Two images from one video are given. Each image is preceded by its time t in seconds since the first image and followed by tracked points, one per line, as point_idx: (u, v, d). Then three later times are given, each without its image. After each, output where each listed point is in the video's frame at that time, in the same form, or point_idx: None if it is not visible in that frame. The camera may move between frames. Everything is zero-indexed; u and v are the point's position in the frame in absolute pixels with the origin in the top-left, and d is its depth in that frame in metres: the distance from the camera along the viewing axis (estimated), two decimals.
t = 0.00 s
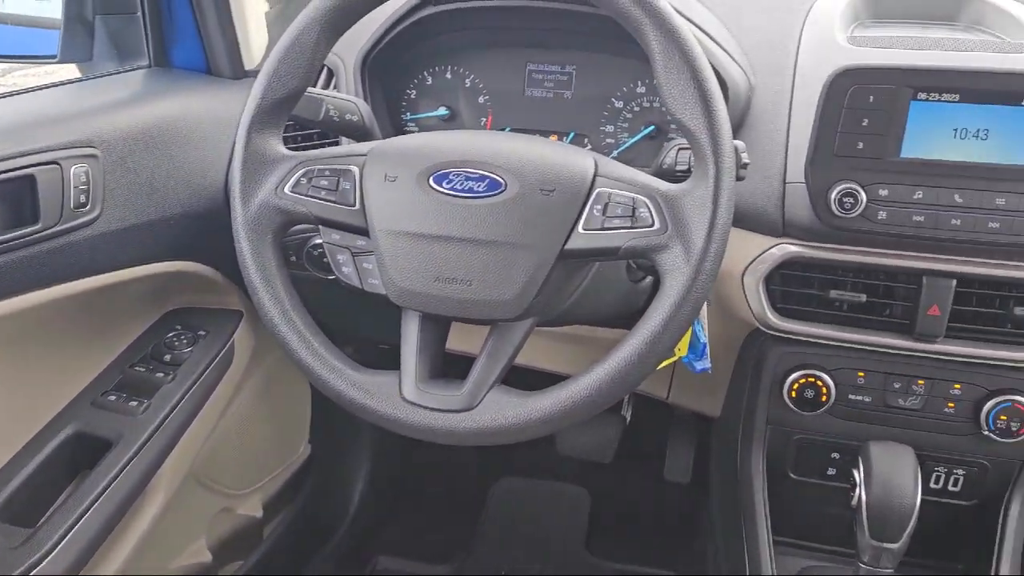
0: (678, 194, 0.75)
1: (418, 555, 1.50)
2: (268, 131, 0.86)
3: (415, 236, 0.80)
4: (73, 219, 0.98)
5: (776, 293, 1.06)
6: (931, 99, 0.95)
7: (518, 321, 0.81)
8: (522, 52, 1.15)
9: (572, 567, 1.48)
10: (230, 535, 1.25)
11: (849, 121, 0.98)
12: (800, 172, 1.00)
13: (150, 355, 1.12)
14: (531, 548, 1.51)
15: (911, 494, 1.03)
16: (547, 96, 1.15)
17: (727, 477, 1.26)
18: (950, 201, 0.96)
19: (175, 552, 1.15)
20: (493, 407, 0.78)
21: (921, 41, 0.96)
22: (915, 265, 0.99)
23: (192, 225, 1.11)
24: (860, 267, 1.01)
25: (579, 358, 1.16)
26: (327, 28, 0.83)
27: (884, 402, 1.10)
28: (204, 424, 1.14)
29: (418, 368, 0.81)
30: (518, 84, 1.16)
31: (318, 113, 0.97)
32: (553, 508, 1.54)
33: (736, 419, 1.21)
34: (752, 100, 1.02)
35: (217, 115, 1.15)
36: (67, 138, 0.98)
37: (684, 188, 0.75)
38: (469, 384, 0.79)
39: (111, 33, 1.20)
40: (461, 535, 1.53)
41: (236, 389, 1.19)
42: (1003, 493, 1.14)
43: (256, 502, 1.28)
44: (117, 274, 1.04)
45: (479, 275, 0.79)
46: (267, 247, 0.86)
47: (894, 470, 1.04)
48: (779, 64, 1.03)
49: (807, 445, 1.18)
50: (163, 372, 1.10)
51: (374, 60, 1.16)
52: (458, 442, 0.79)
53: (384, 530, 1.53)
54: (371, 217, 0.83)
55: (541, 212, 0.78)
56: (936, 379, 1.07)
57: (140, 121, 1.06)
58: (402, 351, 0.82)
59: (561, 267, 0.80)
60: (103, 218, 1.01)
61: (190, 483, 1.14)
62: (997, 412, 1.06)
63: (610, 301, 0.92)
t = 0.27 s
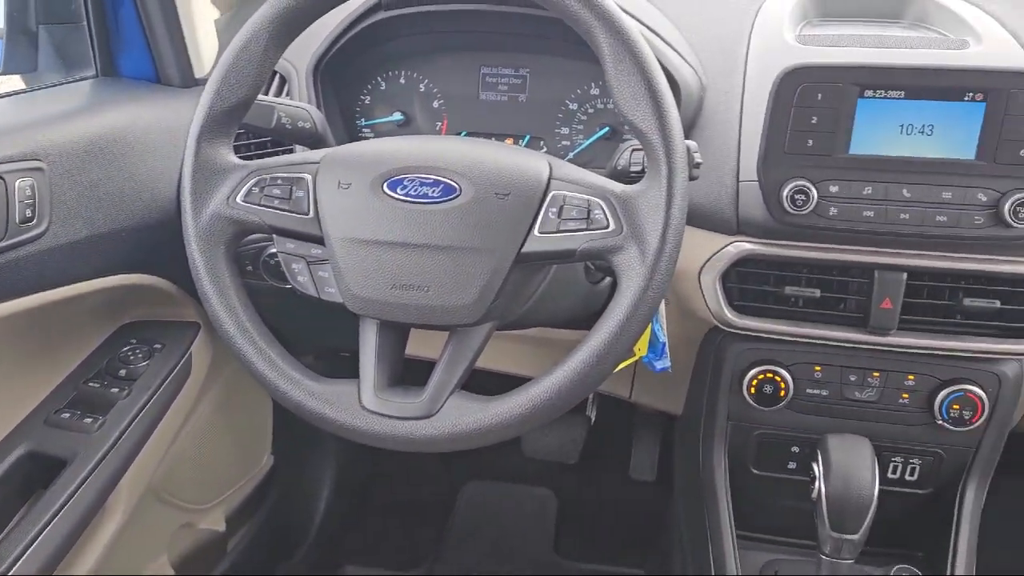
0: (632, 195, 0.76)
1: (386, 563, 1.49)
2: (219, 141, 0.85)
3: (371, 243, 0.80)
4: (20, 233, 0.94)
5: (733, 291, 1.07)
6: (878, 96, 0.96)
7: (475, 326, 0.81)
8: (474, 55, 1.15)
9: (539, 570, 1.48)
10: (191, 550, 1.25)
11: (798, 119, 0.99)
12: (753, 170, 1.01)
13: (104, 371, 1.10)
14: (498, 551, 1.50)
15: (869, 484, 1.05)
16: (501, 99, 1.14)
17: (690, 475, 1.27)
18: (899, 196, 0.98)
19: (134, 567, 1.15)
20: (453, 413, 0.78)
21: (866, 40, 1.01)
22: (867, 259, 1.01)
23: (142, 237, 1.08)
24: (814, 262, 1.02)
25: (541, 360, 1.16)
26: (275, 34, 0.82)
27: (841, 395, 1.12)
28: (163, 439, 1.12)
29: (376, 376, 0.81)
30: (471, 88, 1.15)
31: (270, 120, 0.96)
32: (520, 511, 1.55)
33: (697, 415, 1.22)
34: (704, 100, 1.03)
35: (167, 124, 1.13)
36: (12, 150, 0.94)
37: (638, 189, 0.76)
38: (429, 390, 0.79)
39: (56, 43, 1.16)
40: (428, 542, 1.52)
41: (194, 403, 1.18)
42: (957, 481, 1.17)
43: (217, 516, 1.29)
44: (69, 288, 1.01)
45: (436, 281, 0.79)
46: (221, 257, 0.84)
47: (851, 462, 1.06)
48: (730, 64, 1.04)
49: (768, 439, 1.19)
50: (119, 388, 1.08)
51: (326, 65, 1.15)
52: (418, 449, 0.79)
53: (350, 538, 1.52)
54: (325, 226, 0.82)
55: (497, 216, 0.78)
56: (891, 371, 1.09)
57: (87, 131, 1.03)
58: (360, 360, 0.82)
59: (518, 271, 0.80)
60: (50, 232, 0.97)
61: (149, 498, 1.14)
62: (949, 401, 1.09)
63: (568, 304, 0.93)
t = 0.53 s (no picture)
0: (586, 197, 0.76)
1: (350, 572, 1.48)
2: (168, 150, 0.84)
3: (325, 250, 0.79)
4: None
5: (690, 289, 1.08)
6: (825, 94, 0.96)
7: (433, 331, 0.80)
8: (427, 60, 1.15)
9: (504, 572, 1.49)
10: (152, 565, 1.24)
11: (748, 119, 0.98)
12: (705, 170, 1.02)
13: (56, 387, 1.08)
14: (464, 555, 1.50)
15: (826, 477, 1.06)
16: (455, 103, 1.15)
17: (653, 473, 1.29)
18: (848, 192, 0.99)
19: None
20: (412, 419, 0.78)
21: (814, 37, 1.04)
22: (818, 255, 1.02)
23: (91, 252, 1.06)
24: (767, 259, 1.04)
25: (500, 363, 1.16)
26: (223, 41, 0.81)
27: (797, 388, 1.13)
28: (117, 455, 1.10)
29: (334, 384, 0.80)
30: (424, 92, 1.15)
31: (220, 128, 0.95)
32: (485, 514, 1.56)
33: (658, 413, 1.23)
34: (656, 101, 1.04)
35: (114, 133, 1.11)
36: None
37: (591, 191, 0.76)
38: (388, 397, 0.79)
39: None
40: (392, 549, 1.52)
41: (151, 418, 1.16)
42: (912, 471, 1.19)
43: (178, 531, 1.28)
44: (18, 304, 0.98)
45: (392, 287, 0.78)
46: (172, 267, 0.83)
47: (808, 455, 1.07)
48: (680, 65, 1.05)
49: (728, 435, 1.20)
50: (72, 404, 1.06)
51: (277, 71, 1.14)
52: (377, 457, 0.78)
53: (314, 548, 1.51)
54: (279, 234, 0.81)
55: (452, 220, 0.78)
56: (845, 363, 1.11)
57: (30, 144, 1.00)
58: (317, 368, 0.81)
59: (474, 275, 0.80)
60: None
61: (107, 515, 1.12)
62: (903, 392, 1.11)
63: (527, 306, 0.93)
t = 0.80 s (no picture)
0: (538, 199, 0.77)
1: None
2: (113, 160, 0.82)
3: (277, 258, 0.78)
4: None
5: (645, 288, 1.09)
6: (772, 93, 0.97)
7: (388, 337, 0.80)
8: (378, 63, 1.14)
9: None
10: None
11: (697, 119, 0.99)
12: (657, 170, 1.02)
13: (5, 403, 1.04)
14: (428, 560, 1.50)
15: (783, 471, 1.08)
16: (408, 106, 1.14)
17: (614, 471, 1.30)
18: (797, 189, 1.00)
19: None
20: (369, 427, 0.77)
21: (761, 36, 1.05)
22: (770, 251, 1.04)
23: (43, 267, 1.03)
24: (720, 257, 1.05)
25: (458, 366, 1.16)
26: (167, 48, 0.80)
27: (753, 384, 1.14)
28: (68, 473, 1.08)
29: (289, 394, 0.79)
30: (376, 96, 1.14)
31: (167, 135, 0.93)
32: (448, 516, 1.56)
33: (617, 412, 1.23)
34: (608, 102, 1.04)
35: (58, 142, 1.06)
36: None
37: (543, 193, 0.77)
38: (344, 405, 0.78)
39: None
40: (356, 556, 1.51)
41: (103, 432, 1.14)
42: (866, 462, 1.21)
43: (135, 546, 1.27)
44: None
45: (346, 294, 0.78)
46: (120, 279, 0.82)
47: (765, 450, 1.09)
48: (631, 65, 1.06)
49: (687, 432, 1.21)
50: (21, 421, 1.03)
51: (227, 75, 1.12)
52: (334, 466, 0.78)
53: (277, 558, 1.49)
54: (229, 242, 0.80)
55: (404, 225, 0.78)
56: (799, 358, 1.12)
57: None
58: (271, 378, 0.80)
59: (428, 279, 0.80)
60: None
61: (58, 532, 1.11)
62: (856, 384, 1.12)
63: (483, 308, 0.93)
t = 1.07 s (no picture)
0: (490, 203, 0.77)
1: None
2: (56, 170, 0.80)
3: (228, 267, 0.77)
4: None
5: (601, 288, 1.09)
6: (721, 92, 0.98)
7: (344, 344, 0.80)
8: (328, 67, 1.13)
9: None
10: None
11: (648, 119, 1.00)
12: (610, 170, 1.03)
13: None
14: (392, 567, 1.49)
15: (741, 466, 1.09)
16: (360, 110, 1.13)
17: (576, 471, 1.30)
18: (747, 187, 1.01)
19: None
20: (325, 435, 0.77)
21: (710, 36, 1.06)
22: (724, 249, 1.05)
23: None
24: (675, 256, 1.06)
25: (417, 371, 1.16)
26: (109, 56, 0.79)
27: (710, 380, 1.15)
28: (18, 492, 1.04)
29: (243, 404, 0.78)
30: (326, 102, 1.13)
31: (113, 144, 0.91)
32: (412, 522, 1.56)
33: (578, 413, 1.24)
34: (560, 103, 1.05)
35: None
36: None
37: (495, 196, 0.77)
38: (299, 414, 0.77)
39: None
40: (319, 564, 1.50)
41: (55, 449, 1.11)
42: (822, 455, 1.23)
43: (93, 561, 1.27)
44: None
45: (299, 302, 0.77)
46: (65, 292, 0.80)
47: (723, 447, 1.09)
48: (582, 67, 1.06)
49: (647, 431, 1.22)
50: None
51: (175, 81, 1.10)
52: (290, 476, 0.77)
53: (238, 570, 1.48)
54: (178, 252, 0.79)
55: (357, 231, 0.77)
56: (755, 354, 1.13)
57: None
58: (224, 388, 0.79)
59: (382, 285, 0.80)
60: None
61: (12, 551, 1.10)
62: (810, 377, 1.14)
63: (440, 312, 0.92)
